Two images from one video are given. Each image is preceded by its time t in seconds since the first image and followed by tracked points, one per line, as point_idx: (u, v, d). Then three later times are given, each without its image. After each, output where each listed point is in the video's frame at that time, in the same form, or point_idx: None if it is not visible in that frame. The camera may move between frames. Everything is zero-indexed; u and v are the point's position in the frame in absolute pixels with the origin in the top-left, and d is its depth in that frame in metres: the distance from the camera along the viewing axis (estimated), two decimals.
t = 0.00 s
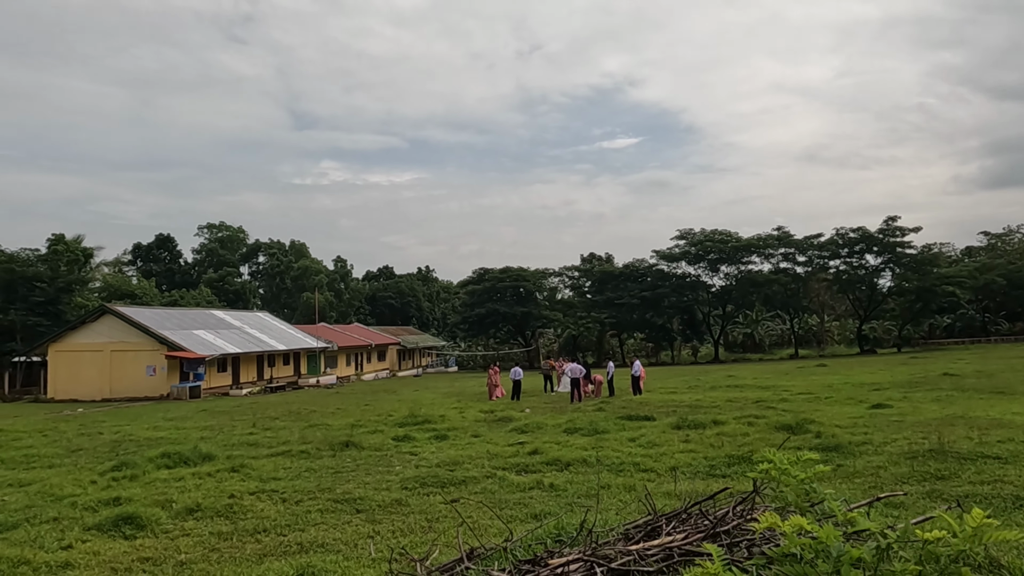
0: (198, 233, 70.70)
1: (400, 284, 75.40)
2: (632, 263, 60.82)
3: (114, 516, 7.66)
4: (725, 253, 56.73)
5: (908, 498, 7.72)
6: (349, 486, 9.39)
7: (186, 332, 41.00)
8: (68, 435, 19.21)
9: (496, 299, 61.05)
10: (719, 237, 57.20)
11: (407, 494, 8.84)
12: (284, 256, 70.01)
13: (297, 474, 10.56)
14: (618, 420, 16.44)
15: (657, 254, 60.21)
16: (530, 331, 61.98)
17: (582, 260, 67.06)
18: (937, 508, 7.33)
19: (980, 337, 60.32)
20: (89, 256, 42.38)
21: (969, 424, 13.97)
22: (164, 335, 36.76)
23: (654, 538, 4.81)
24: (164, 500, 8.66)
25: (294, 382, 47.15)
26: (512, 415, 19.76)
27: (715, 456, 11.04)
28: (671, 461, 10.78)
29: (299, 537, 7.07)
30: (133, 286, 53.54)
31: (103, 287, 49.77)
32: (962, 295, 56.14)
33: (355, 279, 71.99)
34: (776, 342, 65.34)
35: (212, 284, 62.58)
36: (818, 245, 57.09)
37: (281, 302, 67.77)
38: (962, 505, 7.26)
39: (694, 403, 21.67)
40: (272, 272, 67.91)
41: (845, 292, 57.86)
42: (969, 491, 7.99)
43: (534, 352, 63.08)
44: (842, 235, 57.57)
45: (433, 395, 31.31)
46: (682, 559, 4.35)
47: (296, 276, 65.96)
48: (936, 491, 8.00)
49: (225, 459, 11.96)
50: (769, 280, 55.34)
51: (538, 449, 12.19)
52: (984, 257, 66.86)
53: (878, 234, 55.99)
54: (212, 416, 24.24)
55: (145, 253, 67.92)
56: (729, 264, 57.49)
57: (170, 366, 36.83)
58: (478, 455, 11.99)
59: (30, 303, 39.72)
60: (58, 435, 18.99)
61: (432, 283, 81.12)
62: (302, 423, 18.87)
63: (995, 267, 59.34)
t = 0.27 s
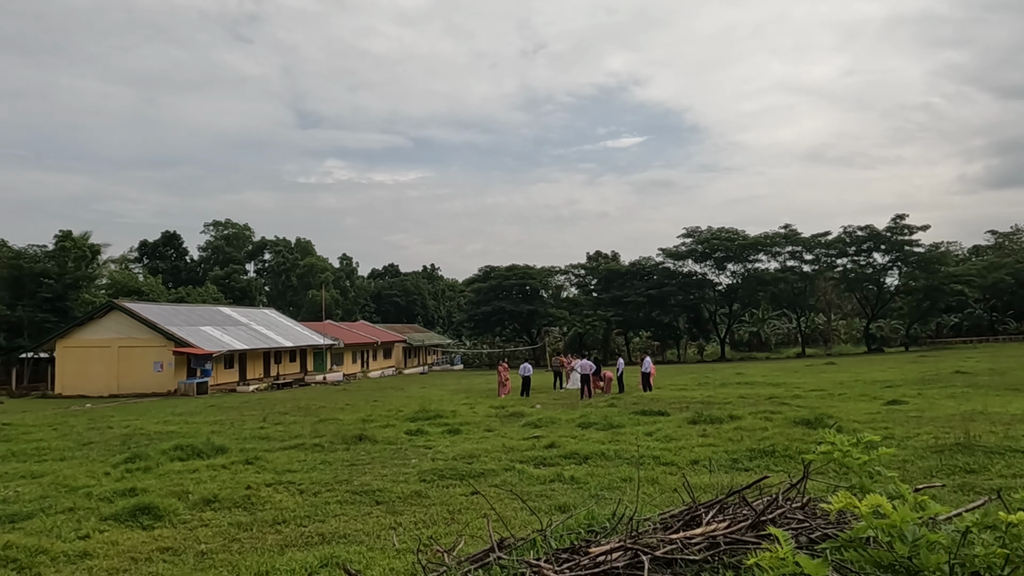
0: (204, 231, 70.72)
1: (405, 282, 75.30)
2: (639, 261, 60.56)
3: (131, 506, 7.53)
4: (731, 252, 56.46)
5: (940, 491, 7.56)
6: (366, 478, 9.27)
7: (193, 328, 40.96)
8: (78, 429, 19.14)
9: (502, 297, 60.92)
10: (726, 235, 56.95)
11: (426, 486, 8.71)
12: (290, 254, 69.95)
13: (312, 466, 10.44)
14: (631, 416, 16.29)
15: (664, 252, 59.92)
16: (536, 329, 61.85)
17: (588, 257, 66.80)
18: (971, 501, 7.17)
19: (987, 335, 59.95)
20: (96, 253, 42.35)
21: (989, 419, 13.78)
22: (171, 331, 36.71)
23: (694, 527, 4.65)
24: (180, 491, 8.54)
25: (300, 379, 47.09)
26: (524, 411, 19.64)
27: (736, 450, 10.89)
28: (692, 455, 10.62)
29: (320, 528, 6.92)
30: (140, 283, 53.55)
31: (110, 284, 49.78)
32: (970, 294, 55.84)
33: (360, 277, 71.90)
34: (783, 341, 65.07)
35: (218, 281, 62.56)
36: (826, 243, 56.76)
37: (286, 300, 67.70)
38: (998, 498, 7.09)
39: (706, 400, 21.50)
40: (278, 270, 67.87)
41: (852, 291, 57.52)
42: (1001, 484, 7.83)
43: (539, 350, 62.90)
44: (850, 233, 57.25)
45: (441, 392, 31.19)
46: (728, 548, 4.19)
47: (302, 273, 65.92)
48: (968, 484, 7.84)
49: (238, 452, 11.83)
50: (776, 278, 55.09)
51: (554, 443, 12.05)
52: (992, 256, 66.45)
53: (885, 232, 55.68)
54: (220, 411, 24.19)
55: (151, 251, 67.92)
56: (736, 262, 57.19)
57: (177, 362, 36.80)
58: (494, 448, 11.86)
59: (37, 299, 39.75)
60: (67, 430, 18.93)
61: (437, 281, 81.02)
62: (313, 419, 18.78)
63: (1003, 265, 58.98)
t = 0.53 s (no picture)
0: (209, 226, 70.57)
1: (409, 278, 75.10)
2: (644, 258, 60.12)
3: (144, 503, 7.37)
4: (737, 250, 56.09)
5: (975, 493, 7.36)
6: (381, 476, 9.10)
7: (198, 323, 40.81)
8: (85, 424, 19.01)
9: (507, 294, 60.73)
10: (732, 233, 56.64)
11: (443, 484, 8.54)
12: (295, 250, 69.75)
13: (325, 463, 10.27)
14: (644, 413, 16.09)
15: (669, 250, 59.52)
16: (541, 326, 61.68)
17: (594, 255, 66.46)
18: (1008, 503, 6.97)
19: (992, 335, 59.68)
20: (101, 248, 42.04)
21: (1008, 420, 13.57)
22: (177, 326, 36.58)
23: (735, 530, 4.47)
24: (193, 487, 8.37)
25: (305, 375, 46.95)
26: (533, 408, 19.45)
27: (756, 449, 10.70)
28: (712, 454, 10.45)
29: (338, 526, 6.75)
30: (145, 278, 53.43)
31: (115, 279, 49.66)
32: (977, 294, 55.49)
33: (365, 273, 71.73)
34: (788, 340, 64.79)
35: (223, 277, 62.42)
36: (832, 242, 56.38)
37: (291, 295, 67.54)
38: None
39: (717, 398, 21.26)
40: (282, 265, 67.71)
41: (858, 290, 57.20)
42: None
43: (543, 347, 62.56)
44: (857, 232, 56.88)
45: (448, 389, 31.00)
46: (777, 553, 4.00)
47: (307, 269, 65.76)
48: (1000, 486, 7.65)
49: (249, 448, 11.66)
50: (782, 277, 54.78)
51: (570, 441, 11.86)
52: (1000, 256, 66.00)
53: (892, 231, 55.32)
54: (227, 406, 24.05)
55: (156, 246, 67.77)
56: (742, 260, 56.72)
57: (182, 357, 36.68)
58: (508, 446, 11.68)
59: (42, 294, 39.66)
60: (74, 425, 18.80)
61: (442, 278, 80.84)
62: (321, 414, 18.61)
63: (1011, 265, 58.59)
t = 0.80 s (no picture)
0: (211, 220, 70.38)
1: (411, 274, 74.88)
2: (648, 254, 59.47)
3: (157, 482, 7.19)
4: (741, 247, 55.81)
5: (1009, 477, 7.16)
6: (395, 459, 8.92)
7: (201, 316, 40.64)
8: (90, 412, 18.90)
9: (510, 290, 60.56)
10: (736, 230, 56.37)
11: (460, 467, 8.35)
12: (298, 244, 69.58)
13: (337, 447, 10.08)
14: (656, 404, 15.89)
15: (673, 246, 59.09)
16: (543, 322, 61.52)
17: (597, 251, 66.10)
18: None
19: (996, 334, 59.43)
20: (104, 240, 41.69)
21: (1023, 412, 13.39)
22: (180, 318, 36.41)
23: (781, 504, 4.26)
24: (205, 468, 8.20)
25: (308, 368, 46.78)
26: (542, 399, 19.24)
27: (776, 436, 10.52)
28: (730, 440, 10.27)
29: (356, 505, 6.57)
30: (148, 271, 53.29)
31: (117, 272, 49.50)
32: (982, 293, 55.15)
33: (367, 268, 71.54)
34: (791, 337, 64.58)
35: (225, 271, 62.26)
36: (836, 239, 56.10)
37: (294, 290, 67.38)
38: None
39: (726, 391, 21.04)
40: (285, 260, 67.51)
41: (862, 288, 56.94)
42: None
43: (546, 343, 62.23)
44: (861, 229, 56.57)
45: (453, 382, 30.86)
46: (831, 525, 3.79)
47: (309, 264, 65.61)
48: None
49: (259, 433, 11.51)
50: (786, 274, 54.51)
51: (584, 428, 11.70)
52: (1005, 255, 65.66)
53: (897, 229, 55.05)
54: (233, 397, 23.95)
55: (158, 240, 67.55)
56: (745, 257, 56.36)
57: (185, 349, 36.55)
58: (521, 432, 11.49)
59: (44, 286, 39.52)
60: (80, 413, 18.69)
61: (445, 274, 80.67)
62: (328, 404, 18.46)
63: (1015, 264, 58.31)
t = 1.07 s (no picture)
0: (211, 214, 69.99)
1: (411, 270, 74.55)
2: (649, 251, 59.21)
3: (167, 476, 6.95)
4: (742, 244, 55.51)
5: None
6: (411, 454, 8.70)
7: (201, 310, 40.32)
8: (91, 405, 18.62)
9: (510, 286, 60.24)
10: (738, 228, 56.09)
11: (478, 462, 8.11)
12: (297, 239, 69.18)
13: (349, 441, 9.84)
14: (667, 400, 15.63)
15: (674, 244, 58.80)
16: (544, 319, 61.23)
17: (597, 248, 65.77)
18: None
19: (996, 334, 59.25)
20: (104, 234, 41.24)
21: None
22: (180, 312, 36.12)
23: (836, 503, 4.03)
24: (216, 462, 7.96)
25: (308, 363, 46.49)
26: (549, 394, 18.96)
27: (797, 432, 10.29)
28: (750, 437, 10.03)
29: (375, 501, 6.33)
30: (147, 265, 52.94)
31: (116, 265, 49.18)
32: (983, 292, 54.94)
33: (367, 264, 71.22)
34: (791, 336, 64.39)
35: (225, 265, 61.92)
36: (838, 237, 55.84)
37: (293, 285, 67.05)
38: None
39: (734, 388, 20.78)
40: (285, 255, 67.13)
41: (863, 287, 56.70)
42: None
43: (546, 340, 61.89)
44: (862, 228, 56.30)
45: (456, 377, 30.61)
46: (901, 525, 3.55)
47: (309, 259, 65.28)
48: None
49: (266, 427, 11.26)
50: (788, 272, 54.27)
51: (599, 424, 11.46)
52: (1006, 254, 65.45)
53: (899, 228, 54.76)
54: (235, 391, 23.67)
55: (157, 234, 67.11)
56: (746, 255, 56.07)
57: (186, 343, 36.26)
58: (535, 428, 11.24)
59: (43, 278, 39.20)
60: (81, 406, 18.42)
61: (444, 270, 80.39)
62: (333, 398, 18.21)
63: (1016, 264, 58.12)
